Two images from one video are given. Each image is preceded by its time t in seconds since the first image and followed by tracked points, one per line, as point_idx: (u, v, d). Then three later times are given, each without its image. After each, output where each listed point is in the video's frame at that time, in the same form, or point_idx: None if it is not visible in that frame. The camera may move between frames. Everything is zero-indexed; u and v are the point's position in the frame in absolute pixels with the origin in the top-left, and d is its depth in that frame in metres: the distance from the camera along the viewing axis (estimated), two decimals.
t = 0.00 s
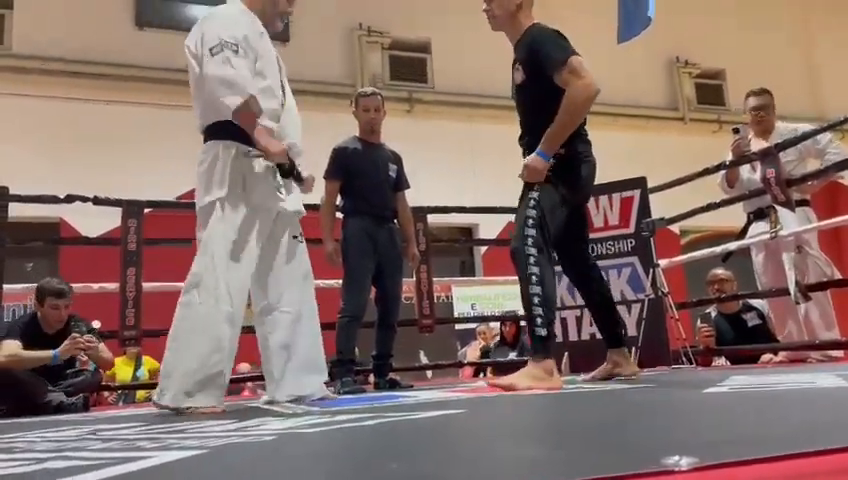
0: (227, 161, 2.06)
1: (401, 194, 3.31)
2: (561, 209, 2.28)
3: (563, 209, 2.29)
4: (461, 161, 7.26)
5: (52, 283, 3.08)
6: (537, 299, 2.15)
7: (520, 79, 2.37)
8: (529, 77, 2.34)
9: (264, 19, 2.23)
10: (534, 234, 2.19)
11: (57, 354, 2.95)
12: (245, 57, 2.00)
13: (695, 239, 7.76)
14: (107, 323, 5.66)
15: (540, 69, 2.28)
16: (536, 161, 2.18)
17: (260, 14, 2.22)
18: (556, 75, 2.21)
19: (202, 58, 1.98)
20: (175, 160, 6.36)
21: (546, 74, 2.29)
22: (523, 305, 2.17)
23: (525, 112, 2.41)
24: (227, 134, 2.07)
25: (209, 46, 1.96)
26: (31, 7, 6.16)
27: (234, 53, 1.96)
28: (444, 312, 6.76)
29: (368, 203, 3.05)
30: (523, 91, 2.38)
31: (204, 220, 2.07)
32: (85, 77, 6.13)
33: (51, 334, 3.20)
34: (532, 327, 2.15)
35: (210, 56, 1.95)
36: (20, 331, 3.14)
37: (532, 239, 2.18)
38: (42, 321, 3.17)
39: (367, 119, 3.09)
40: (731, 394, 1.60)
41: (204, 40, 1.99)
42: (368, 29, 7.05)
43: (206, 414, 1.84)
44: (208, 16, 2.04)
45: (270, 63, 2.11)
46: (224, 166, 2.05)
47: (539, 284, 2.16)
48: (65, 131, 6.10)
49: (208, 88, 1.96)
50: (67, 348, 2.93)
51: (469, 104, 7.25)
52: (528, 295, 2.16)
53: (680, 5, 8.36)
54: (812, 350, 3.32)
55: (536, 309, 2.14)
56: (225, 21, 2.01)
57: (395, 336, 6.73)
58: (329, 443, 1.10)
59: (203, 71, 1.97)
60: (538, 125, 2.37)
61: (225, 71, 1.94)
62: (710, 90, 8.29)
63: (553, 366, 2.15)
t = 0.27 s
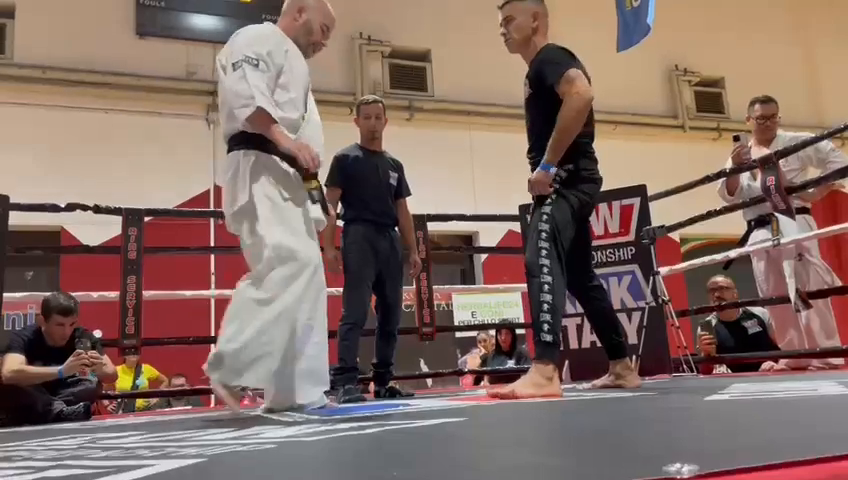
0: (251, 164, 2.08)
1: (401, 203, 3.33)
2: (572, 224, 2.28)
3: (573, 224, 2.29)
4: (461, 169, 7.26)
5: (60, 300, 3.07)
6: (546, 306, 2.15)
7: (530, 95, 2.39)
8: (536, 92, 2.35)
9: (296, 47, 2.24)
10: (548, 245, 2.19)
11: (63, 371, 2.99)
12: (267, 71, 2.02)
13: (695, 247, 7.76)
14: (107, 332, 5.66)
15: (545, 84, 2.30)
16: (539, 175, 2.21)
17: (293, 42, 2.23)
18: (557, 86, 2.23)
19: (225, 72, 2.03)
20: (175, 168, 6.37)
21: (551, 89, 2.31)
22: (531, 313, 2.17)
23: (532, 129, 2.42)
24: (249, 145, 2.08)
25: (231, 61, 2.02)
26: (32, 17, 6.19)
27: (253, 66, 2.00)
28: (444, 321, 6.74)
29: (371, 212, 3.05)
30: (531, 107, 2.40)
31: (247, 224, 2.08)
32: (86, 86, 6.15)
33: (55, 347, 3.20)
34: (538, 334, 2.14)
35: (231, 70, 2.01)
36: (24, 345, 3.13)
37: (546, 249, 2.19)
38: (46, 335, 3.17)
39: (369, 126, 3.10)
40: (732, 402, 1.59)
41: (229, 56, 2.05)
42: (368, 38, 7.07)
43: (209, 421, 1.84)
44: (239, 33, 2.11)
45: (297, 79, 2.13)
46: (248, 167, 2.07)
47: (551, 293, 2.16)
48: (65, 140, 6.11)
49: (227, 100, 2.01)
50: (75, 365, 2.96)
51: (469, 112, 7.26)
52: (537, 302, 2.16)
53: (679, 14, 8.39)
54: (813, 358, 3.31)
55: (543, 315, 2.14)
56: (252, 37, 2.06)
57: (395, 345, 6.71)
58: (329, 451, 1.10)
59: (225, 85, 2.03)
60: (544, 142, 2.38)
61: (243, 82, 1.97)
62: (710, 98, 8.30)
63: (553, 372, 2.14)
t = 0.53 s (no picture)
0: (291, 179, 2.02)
1: (401, 213, 3.33)
2: (564, 234, 2.28)
3: (565, 234, 2.29)
4: (461, 180, 7.27)
5: (66, 317, 3.07)
6: (541, 320, 2.15)
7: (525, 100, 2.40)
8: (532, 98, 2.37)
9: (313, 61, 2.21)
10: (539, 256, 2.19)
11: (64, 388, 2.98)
12: (292, 84, 2.00)
13: (695, 257, 7.76)
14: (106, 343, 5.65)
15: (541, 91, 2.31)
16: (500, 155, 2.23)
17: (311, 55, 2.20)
18: (552, 94, 2.24)
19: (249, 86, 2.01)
20: (176, 180, 6.38)
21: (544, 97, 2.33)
22: (526, 326, 2.17)
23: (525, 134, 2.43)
24: (278, 159, 2.04)
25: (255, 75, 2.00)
26: (34, 29, 6.22)
27: (279, 80, 1.97)
28: (444, 332, 6.73)
29: (369, 222, 3.06)
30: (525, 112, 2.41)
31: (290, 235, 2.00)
32: (87, 98, 6.17)
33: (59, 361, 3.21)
34: (534, 347, 2.14)
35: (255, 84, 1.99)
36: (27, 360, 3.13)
37: (538, 260, 2.19)
38: (49, 349, 3.18)
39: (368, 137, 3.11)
40: (732, 412, 1.59)
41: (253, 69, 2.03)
42: (368, 50, 7.10)
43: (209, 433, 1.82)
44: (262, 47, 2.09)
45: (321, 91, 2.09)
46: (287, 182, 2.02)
47: (544, 306, 2.16)
48: (66, 151, 6.13)
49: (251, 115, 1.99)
50: (74, 382, 2.96)
51: (469, 123, 7.29)
52: (532, 317, 2.16)
53: (678, 25, 8.43)
54: (814, 369, 3.31)
55: (538, 330, 2.14)
56: (278, 50, 2.03)
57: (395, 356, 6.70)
58: (329, 463, 1.10)
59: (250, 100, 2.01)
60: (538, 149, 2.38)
61: (267, 97, 1.95)
62: (709, 109, 8.33)
63: (552, 384, 2.14)
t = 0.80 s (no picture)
0: (327, 200, 2.06)
1: (400, 234, 3.34)
2: (557, 254, 2.28)
3: (559, 254, 2.29)
4: (460, 201, 7.29)
5: (66, 342, 3.06)
6: (536, 343, 2.15)
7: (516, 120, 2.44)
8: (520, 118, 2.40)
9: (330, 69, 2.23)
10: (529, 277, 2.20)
11: (62, 413, 2.97)
12: (340, 113, 2.04)
13: (695, 278, 7.76)
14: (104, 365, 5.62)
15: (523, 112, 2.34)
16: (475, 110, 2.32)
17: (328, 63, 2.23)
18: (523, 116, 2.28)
19: (298, 108, 1.99)
20: (176, 202, 6.39)
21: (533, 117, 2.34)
22: (522, 350, 2.16)
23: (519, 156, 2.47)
24: (303, 175, 2.06)
25: (307, 98, 1.99)
26: (36, 52, 6.28)
27: (333, 109, 2.01)
28: (444, 353, 6.72)
29: (367, 243, 3.06)
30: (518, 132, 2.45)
31: (306, 257, 2.01)
32: (87, 120, 6.20)
33: (58, 384, 3.19)
34: (531, 370, 2.15)
35: (308, 108, 1.98)
36: (26, 383, 3.12)
37: (528, 281, 2.19)
38: (48, 373, 3.16)
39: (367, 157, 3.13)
40: (731, 435, 1.59)
41: (298, 89, 2.02)
42: (369, 72, 7.16)
43: (207, 456, 1.82)
44: (299, 64, 2.07)
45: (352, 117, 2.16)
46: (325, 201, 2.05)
47: (537, 329, 2.16)
48: (66, 173, 6.14)
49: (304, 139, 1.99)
50: (72, 408, 2.96)
51: (468, 144, 7.32)
52: (527, 340, 2.16)
53: (675, 48, 8.50)
54: (814, 391, 3.29)
55: (534, 353, 2.14)
56: (324, 74, 2.04)
57: (395, 378, 6.68)
58: None
59: (300, 124, 2.00)
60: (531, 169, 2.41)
61: (328, 126, 1.98)
62: (706, 131, 8.38)
63: (553, 407, 2.13)
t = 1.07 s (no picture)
0: (334, 217, 2.04)
1: (396, 252, 3.34)
2: (554, 274, 2.26)
3: (556, 275, 2.27)
4: (457, 220, 7.29)
5: (61, 363, 3.04)
6: (533, 364, 2.13)
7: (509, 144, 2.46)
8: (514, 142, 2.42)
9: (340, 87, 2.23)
10: (526, 297, 2.18)
11: (58, 436, 2.94)
12: (351, 131, 2.03)
13: (692, 297, 7.75)
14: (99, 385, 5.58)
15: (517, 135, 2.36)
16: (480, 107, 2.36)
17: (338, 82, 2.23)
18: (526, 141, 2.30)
19: (311, 124, 1.99)
20: (173, 220, 6.38)
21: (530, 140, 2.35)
22: (519, 371, 2.14)
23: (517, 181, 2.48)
24: (310, 190, 2.05)
25: (320, 114, 1.99)
26: (34, 71, 6.29)
27: (344, 126, 2.00)
28: (441, 373, 6.67)
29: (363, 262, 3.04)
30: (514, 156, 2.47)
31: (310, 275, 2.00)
32: (85, 138, 6.20)
33: (52, 405, 3.16)
34: (528, 391, 2.12)
35: (321, 125, 1.98)
36: (19, 404, 3.09)
37: (525, 301, 2.18)
38: (42, 394, 3.13)
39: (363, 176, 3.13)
40: (731, 457, 1.57)
41: (311, 105, 2.01)
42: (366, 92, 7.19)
43: None
44: (313, 80, 2.07)
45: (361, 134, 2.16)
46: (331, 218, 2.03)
47: (534, 349, 2.14)
48: (63, 191, 6.13)
49: (314, 155, 1.98)
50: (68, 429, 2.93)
51: (465, 163, 7.34)
52: (524, 361, 2.14)
53: (671, 68, 8.56)
54: (814, 411, 3.27)
55: (531, 374, 2.12)
56: (338, 91, 2.04)
57: (392, 398, 6.62)
58: None
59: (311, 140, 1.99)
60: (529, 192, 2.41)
61: (339, 144, 1.97)
62: (702, 150, 8.41)
63: (551, 428, 2.11)
